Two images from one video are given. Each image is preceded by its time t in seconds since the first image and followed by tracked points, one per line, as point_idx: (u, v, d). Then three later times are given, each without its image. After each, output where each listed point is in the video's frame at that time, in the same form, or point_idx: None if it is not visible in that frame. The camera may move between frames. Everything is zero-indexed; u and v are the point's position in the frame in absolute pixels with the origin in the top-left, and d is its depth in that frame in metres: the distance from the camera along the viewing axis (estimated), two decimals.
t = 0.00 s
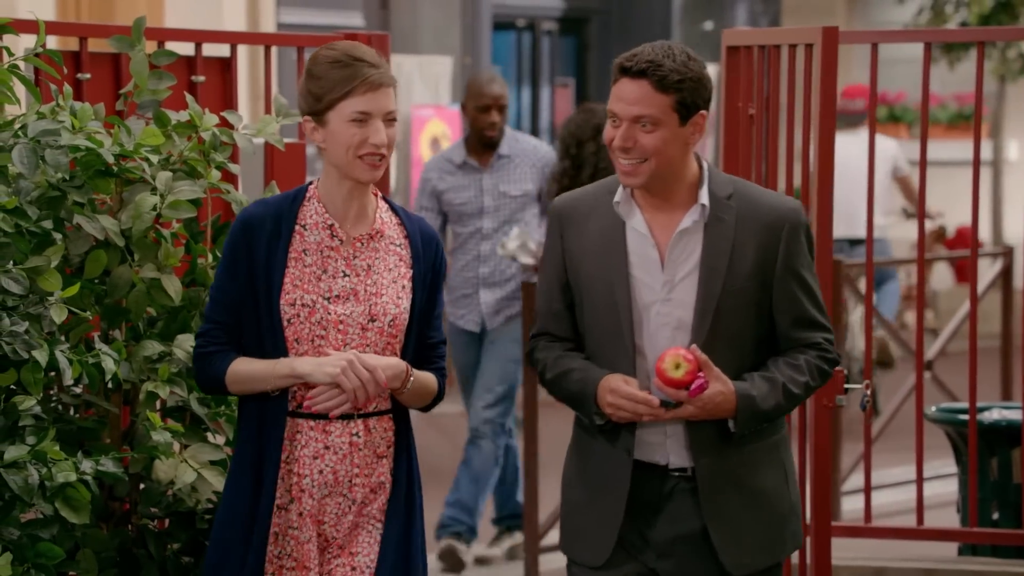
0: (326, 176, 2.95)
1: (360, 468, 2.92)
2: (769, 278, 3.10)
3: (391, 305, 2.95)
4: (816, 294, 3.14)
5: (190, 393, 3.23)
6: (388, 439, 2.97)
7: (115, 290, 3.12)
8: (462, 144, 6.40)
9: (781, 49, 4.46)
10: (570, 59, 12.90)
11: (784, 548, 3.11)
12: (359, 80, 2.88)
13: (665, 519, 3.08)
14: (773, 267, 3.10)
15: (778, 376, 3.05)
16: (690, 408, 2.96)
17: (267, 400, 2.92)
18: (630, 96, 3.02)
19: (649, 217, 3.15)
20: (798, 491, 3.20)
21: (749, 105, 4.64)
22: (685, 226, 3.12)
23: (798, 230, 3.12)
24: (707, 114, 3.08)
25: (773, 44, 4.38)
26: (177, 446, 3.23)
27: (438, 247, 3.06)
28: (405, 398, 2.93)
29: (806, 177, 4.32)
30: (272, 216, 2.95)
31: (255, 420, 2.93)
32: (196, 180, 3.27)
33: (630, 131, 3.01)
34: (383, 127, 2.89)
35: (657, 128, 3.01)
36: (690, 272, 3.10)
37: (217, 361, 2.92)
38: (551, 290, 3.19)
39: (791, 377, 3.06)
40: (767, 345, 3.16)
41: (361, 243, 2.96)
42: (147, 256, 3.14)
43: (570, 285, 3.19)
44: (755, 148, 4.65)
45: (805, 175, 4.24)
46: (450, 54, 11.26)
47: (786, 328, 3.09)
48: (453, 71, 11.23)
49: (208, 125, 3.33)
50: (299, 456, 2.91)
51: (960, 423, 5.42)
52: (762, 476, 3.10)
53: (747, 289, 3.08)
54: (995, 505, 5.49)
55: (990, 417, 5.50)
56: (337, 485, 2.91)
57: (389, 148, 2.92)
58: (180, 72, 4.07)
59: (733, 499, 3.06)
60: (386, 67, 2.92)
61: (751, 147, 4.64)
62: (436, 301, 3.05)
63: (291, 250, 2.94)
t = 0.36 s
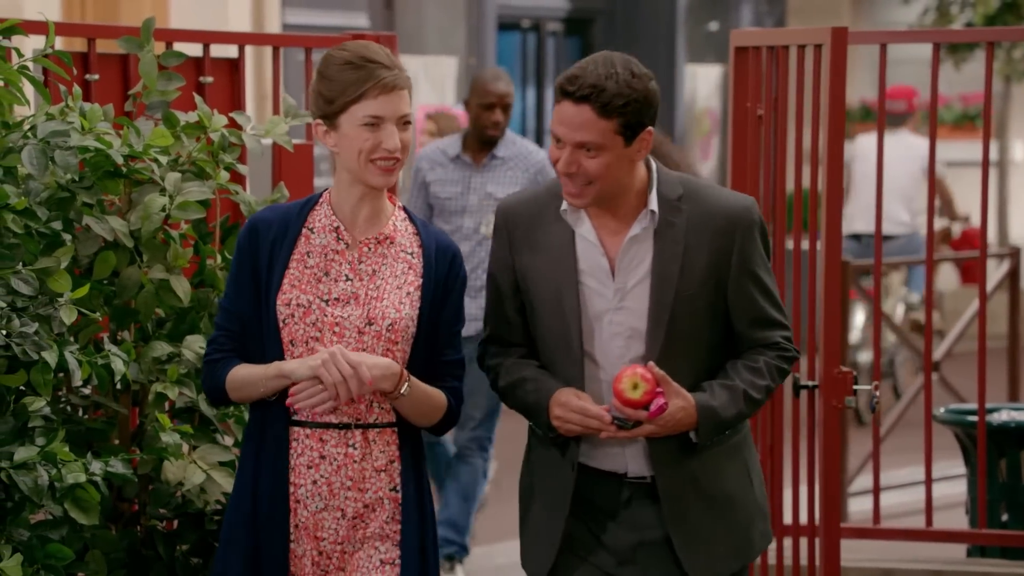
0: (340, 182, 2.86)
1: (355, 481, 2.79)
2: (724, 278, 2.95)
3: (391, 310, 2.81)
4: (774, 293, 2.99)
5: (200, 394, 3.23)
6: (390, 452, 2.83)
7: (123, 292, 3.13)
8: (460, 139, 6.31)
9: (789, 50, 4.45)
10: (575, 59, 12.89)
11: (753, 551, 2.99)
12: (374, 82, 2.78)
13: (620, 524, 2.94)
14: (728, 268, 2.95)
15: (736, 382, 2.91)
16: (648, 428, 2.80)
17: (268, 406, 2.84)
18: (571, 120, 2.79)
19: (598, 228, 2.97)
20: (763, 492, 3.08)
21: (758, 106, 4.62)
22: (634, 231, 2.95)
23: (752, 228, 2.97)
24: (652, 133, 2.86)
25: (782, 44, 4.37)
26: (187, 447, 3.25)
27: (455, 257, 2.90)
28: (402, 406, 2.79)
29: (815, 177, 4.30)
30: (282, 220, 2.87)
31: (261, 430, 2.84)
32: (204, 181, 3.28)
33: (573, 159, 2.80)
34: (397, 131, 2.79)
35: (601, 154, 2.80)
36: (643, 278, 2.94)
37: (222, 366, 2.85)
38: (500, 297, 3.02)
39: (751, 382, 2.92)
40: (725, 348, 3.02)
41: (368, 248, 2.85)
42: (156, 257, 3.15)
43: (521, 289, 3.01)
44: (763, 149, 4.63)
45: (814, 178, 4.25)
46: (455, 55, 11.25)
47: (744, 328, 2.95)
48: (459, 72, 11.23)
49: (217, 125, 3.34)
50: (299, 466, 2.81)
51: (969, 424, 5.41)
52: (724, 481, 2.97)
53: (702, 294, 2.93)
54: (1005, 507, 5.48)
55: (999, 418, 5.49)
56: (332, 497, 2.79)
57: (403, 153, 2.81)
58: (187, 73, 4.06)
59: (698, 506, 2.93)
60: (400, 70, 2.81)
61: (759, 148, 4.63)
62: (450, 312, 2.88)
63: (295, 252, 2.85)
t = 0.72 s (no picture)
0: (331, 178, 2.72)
1: (353, 493, 2.65)
2: (710, 276, 2.90)
3: (385, 315, 2.66)
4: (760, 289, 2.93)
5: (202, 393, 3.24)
6: (391, 464, 2.69)
7: (127, 290, 3.13)
8: (455, 140, 6.28)
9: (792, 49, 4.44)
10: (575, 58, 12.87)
11: (748, 543, 2.95)
12: (376, 80, 2.61)
13: (613, 525, 2.87)
14: (714, 264, 2.90)
15: (725, 381, 2.86)
16: (643, 439, 2.77)
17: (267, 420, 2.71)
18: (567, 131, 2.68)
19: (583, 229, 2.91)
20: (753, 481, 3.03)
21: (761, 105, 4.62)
22: (619, 232, 2.90)
23: (735, 221, 2.92)
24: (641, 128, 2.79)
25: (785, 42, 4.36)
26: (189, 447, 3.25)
27: (453, 249, 2.74)
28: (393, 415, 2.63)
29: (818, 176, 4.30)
30: (273, 221, 2.73)
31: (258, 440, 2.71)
32: (207, 180, 3.28)
33: (579, 172, 2.69)
34: (393, 133, 2.63)
35: (605, 161, 2.70)
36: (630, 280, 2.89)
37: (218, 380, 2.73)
38: (481, 301, 2.94)
39: (738, 380, 2.86)
40: (709, 342, 2.97)
41: (361, 248, 2.70)
42: (158, 255, 3.16)
43: (502, 292, 2.94)
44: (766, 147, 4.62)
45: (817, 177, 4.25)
46: (456, 54, 11.23)
47: (729, 324, 2.90)
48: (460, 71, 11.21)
49: (220, 124, 3.34)
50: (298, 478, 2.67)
51: (972, 423, 5.42)
52: (715, 472, 2.92)
53: (689, 293, 2.88)
54: (1008, 505, 5.49)
55: (1002, 417, 5.49)
56: (328, 510, 2.65)
57: (401, 156, 2.65)
58: (190, 71, 4.04)
59: (693, 504, 2.87)
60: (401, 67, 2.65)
61: (762, 146, 4.62)
62: (449, 307, 2.73)
63: (286, 256, 2.71)
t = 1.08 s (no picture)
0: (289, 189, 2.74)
1: (317, 518, 2.67)
2: (728, 280, 2.89)
3: (351, 332, 2.69)
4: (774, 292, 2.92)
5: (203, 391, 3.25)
6: (357, 488, 2.71)
7: (127, 289, 3.13)
8: (442, 140, 6.18)
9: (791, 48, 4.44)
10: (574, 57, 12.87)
11: (755, 562, 2.93)
12: (331, 85, 2.65)
13: (620, 544, 2.86)
14: (731, 268, 2.89)
15: (748, 386, 2.84)
16: (680, 447, 2.73)
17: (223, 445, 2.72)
18: (578, 104, 2.70)
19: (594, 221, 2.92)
20: (761, 500, 3.02)
21: (759, 103, 4.61)
22: (631, 231, 2.90)
23: (757, 226, 2.91)
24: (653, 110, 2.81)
25: (785, 40, 4.36)
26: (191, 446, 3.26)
27: (416, 264, 2.78)
28: (364, 439, 2.67)
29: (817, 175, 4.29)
30: (227, 239, 2.73)
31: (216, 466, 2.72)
32: (207, 178, 3.27)
33: (587, 149, 2.70)
34: (352, 138, 2.66)
35: (615, 139, 2.71)
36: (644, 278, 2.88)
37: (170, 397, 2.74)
38: (484, 304, 2.94)
39: (761, 385, 2.85)
40: (727, 352, 2.96)
41: (324, 262, 2.72)
42: (158, 254, 3.16)
43: (505, 296, 2.95)
44: (765, 146, 4.62)
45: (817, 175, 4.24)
46: (455, 52, 11.22)
47: (747, 329, 2.88)
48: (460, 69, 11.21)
49: (220, 122, 3.34)
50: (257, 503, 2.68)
51: (971, 421, 5.41)
52: (727, 491, 2.90)
53: (705, 293, 2.86)
54: (1007, 504, 5.49)
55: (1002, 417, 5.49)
56: (292, 536, 2.66)
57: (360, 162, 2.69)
58: (190, 70, 4.03)
59: (703, 523, 2.85)
60: (359, 73, 2.69)
61: (762, 145, 4.62)
62: (415, 325, 2.77)
63: (244, 271, 2.72)
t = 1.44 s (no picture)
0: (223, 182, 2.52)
1: (234, 525, 2.42)
2: (765, 284, 2.81)
3: (280, 333, 2.46)
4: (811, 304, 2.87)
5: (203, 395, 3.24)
6: (277, 496, 2.47)
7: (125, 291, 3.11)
8: (440, 144, 6.09)
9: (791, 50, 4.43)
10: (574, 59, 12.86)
11: None
12: (249, 75, 2.43)
13: (651, 556, 2.77)
14: (769, 274, 2.81)
15: (787, 396, 2.77)
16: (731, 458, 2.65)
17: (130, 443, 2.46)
18: (612, 81, 2.67)
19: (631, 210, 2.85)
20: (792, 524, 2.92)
21: (760, 106, 4.61)
22: (671, 221, 2.83)
23: (798, 233, 2.84)
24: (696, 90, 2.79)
25: (785, 43, 4.34)
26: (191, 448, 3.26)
27: (354, 271, 2.57)
28: (288, 447, 2.43)
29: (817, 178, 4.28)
30: (155, 223, 2.49)
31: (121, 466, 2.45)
32: (207, 180, 3.26)
33: (620, 125, 2.67)
34: (257, 135, 2.44)
35: (650, 115, 2.68)
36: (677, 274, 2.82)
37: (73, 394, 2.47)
38: (508, 294, 2.87)
39: (798, 398, 2.78)
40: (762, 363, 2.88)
41: (258, 259, 2.49)
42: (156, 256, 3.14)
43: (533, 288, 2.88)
44: (764, 150, 4.62)
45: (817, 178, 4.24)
46: (455, 54, 11.21)
47: (783, 337, 2.81)
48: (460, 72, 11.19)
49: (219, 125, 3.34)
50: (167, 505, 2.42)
51: (971, 424, 5.40)
52: (759, 508, 2.80)
53: (740, 294, 2.79)
54: (1008, 507, 5.48)
55: (1002, 420, 5.49)
56: (205, 542, 2.41)
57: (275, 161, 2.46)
58: (190, 72, 4.01)
59: (734, 539, 2.75)
60: (289, 71, 2.47)
61: (762, 148, 4.63)
62: (348, 335, 2.54)
63: (173, 261, 2.47)
